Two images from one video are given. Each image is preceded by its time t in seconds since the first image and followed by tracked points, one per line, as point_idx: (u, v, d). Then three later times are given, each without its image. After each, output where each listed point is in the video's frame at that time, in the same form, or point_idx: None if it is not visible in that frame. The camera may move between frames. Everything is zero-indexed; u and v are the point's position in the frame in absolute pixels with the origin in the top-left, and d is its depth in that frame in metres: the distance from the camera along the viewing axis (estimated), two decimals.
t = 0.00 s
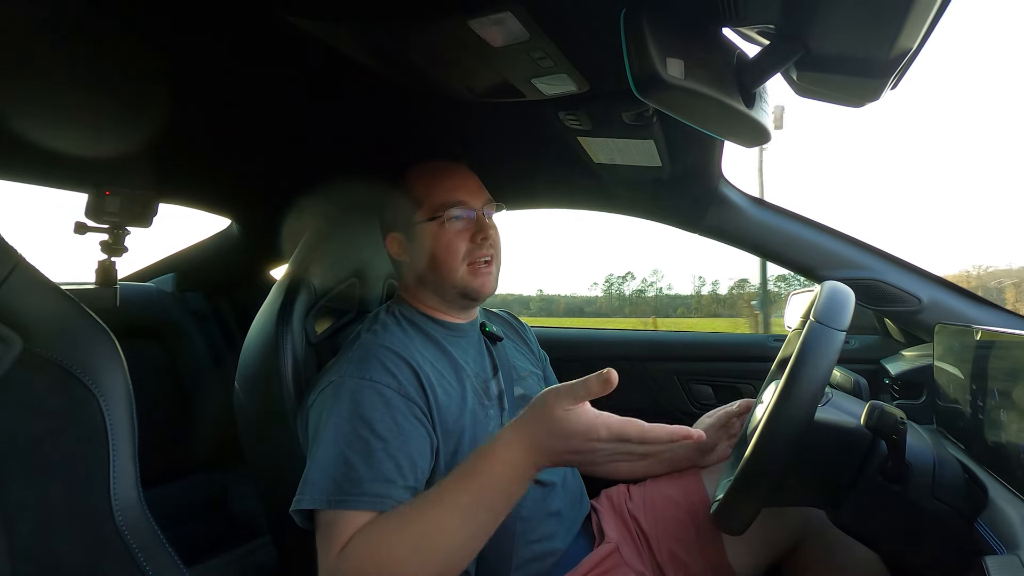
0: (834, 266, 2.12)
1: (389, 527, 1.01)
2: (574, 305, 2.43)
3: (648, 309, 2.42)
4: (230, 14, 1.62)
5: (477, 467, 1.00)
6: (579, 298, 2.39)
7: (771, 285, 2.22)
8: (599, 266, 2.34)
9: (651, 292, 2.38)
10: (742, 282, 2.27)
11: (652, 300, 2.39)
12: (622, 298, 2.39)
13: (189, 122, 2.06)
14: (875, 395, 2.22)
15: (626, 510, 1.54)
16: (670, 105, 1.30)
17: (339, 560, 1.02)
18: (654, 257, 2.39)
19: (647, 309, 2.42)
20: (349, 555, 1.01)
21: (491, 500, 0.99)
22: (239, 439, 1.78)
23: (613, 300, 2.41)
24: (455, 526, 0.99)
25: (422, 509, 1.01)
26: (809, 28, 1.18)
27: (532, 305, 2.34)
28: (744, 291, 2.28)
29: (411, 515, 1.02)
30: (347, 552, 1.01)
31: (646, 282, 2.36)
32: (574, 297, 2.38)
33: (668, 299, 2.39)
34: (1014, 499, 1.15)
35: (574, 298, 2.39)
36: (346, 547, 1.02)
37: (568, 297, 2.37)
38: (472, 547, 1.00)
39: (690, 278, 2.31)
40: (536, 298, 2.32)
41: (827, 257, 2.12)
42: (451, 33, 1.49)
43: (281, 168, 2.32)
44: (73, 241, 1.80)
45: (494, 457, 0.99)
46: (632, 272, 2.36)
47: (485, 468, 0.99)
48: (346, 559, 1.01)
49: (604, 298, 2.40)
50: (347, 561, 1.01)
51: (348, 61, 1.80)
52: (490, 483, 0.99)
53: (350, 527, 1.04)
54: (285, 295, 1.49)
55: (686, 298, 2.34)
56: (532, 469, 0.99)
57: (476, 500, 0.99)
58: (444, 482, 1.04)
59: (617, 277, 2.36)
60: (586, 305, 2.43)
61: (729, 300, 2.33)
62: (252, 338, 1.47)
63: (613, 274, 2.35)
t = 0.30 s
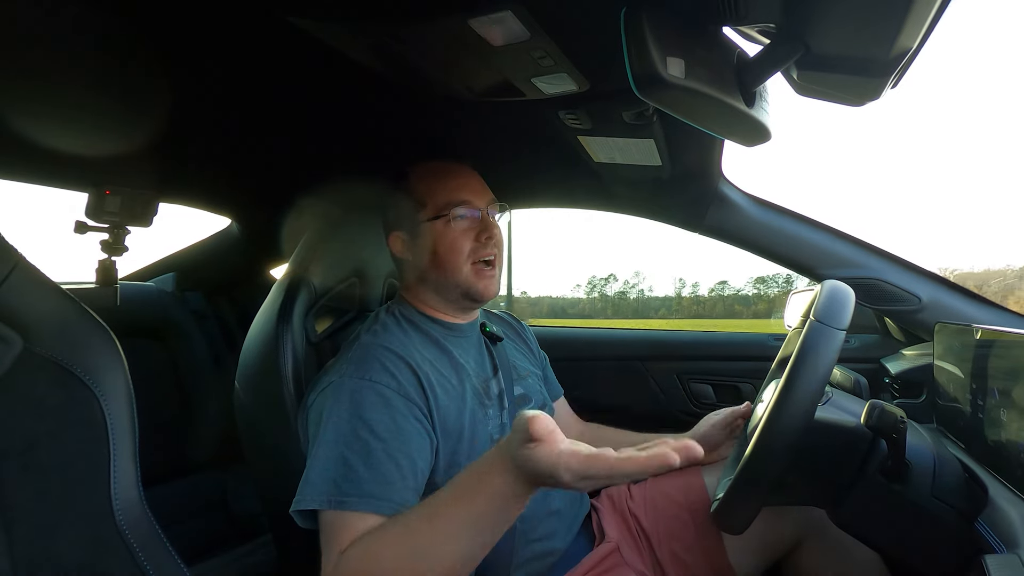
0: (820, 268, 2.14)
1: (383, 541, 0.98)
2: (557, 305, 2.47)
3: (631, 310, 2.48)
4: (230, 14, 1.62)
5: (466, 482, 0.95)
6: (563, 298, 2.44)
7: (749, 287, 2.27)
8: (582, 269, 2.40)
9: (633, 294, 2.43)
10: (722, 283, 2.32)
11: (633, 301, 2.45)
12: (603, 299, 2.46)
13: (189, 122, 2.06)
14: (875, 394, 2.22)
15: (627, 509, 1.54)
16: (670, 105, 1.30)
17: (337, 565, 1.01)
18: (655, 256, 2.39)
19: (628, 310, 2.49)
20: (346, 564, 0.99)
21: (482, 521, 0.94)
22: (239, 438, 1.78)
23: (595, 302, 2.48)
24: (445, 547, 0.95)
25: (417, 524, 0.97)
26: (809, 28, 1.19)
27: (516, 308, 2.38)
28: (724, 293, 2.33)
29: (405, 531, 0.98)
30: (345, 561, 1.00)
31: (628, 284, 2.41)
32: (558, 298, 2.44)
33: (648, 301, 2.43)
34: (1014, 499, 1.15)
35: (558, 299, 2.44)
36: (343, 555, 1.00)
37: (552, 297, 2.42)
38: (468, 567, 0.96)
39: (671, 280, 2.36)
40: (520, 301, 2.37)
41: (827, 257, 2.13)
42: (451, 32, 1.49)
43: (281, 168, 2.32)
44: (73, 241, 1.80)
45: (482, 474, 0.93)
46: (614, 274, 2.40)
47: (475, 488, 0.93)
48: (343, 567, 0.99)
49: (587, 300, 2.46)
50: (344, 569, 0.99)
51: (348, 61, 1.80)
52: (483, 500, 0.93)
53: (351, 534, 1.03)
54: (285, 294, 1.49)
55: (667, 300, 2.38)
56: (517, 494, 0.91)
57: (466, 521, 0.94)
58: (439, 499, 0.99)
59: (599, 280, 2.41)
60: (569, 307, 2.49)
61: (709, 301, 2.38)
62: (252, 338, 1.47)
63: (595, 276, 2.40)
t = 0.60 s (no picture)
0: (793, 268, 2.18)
1: (410, 526, 1.02)
2: (541, 306, 2.44)
3: (613, 311, 2.47)
4: (230, 13, 1.62)
5: (497, 462, 1.06)
6: (545, 298, 2.40)
7: (728, 288, 2.29)
8: (566, 269, 2.36)
9: (615, 294, 2.42)
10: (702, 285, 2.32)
11: (614, 302, 2.44)
12: (587, 299, 2.43)
13: (189, 122, 2.06)
14: (875, 394, 2.21)
15: (626, 509, 1.54)
16: (670, 105, 1.30)
17: (353, 562, 1.00)
18: (655, 257, 2.39)
19: (611, 311, 2.47)
20: (367, 556, 1.00)
21: (514, 497, 1.05)
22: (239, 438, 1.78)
23: (578, 302, 2.45)
24: (479, 525, 1.03)
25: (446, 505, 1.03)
26: (809, 28, 1.19)
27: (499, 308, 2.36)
28: (704, 294, 2.34)
29: (434, 512, 1.03)
30: (364, 553, 1.00)
31: (610, 285, 2.40)
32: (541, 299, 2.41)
33: (629, 302, 2.43)
34: (1014, 499, 1.15)
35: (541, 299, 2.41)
36: (363, 547, 1.01)
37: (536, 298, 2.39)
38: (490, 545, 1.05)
39: (653, 280, 2.36)
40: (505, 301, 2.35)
41: (827, 258, 2.13)
42: (451, 32, 1.49)
43: (280, 168, 2.32)
44: (73, 241, 1.80)
45: (516, 453, 1.05)
46: (597, 275, 2.38)
47: (510, 465, 1.04)
48: (362, 561, 1.00)
49: (569, 300, 2.43)
50: (363, 564, 1.00)
51: (348, 61, 1.80)
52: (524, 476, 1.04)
53: (366, 529, 1.04)
54: (285, 295, 1.49)
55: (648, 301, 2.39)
56: (545, 473, 1.06)
57: (499, 499, 1.04)
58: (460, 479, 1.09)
59: (582, 280, 2.38)
60: (552, 308, 2.45)
61: (689, 302, 2.37)
62: (253, 339, 1.47)
63: (578, 277, 2.37)
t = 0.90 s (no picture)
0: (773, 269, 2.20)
1: (406, 530, 1.02)
2: (525, 306, 2.42)
3: (595, 310, 2.47)
4: (230, 13, 1.62)
5: (497, 468, 1.06)
6: (529, 298, 2.38)
7: (709, 288, 2.32)
8: (549, 269, 2.35)
9: (598, 294, 2.44)
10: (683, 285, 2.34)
11: (596, 302, 2.46)
12: (570, 299, 2.43)
13: (189, 122, 2.06)
14: (875, 394, 2.21)
15: (626, 509, 1.54)
16: (670, 105, 1.30)
17: (348, 563, 1.00)
18: (654, 256, 2.39)
19: (594, 311, 2.47)
20: (362, 558, 0.99)
21: (512, 506, 1.04)
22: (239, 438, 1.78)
23: (562, 302, 2.45)
24: (475, 532, 1.03)
25: (443, 509, 1.03)
26: (809, 28, 1.19)
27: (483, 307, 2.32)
28: (685, 295, 2.36)
29: (431, 516, 1.03)
30: (359, 554, 1.00)
31: (593, 286, 2.41)
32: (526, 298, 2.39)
33: (611, 302, 2.45)
34: (1014, 499, 1.15)
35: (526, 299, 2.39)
36: (357, 548, 1.01)
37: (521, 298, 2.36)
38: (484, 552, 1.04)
39: (635, 281, 2.38)
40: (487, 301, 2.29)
41: (827, 257, 2.13)
42: (451, 32, 1.49)
43: (280, 168, 2.32)
44: (73, 241, 1.80)
45: (516, 461, 1.05)
46: (580, 275, 2.39)
47: (510, 472, 1.04)
48: (356, 562, 1.00)
49: (553, 300, 2.43)
50: (357, 564, 1.00)
51: (348, 61, 1.80)
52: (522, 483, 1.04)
53: (361, 531, 1.03)
54: (285, 294, 1.49)
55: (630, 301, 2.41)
56: (545, 482, 1.05)
57: (497, 504, 1.04)
58: (458, 485, 1.09)
59: (566, 280, 2.39)
60: (536, 307, 2.44)
61: (670, 302, 2.39)
62: (252, 338, 1.47)
63: (562, 277, 2.37)
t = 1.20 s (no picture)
0: (754, 268, 2.24)
1: (404, 531, 1.02)
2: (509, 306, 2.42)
3: (578, 310, 2.51)
4: (229, 13, 1.62)
5: (495, 468, 1.06)
6: (515, 298, 2.38)
7: (689, 288, 2.37)
8: (534, 269, 2.36)
9: (580, 294, 2.47)
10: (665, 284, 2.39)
11: (579, 301, 2.49)
12: (554, 299, 2.47)
13: (189, 123, 2.06)
14: (875, 394, 2.21)
15: (626, 509, 1.54)
16: (670, 105, 1.30)
17: (348, 564, 1.00)
18: (654, 256, 2.40)
19: (576, 309, 2.51)
20: (362, 559, 0.99)
21: (509, 505, 1.04)
22: (239, 438, 1.78)
23: (545, 301, 2.48)
24: (474, 532, 1.02)
25: (442, 510, 1.03)
26: (809, 28, 1.19)
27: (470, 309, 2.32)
28: (666, 294, 2.41)
29: (430, 517, 1.03)
30: (358, 556, 1.00)
31: (576, 285, 2.43)
32: (511, 298, 2.39)
33: (594, 301, 2.48)
34: (1014, 499, 1.15)
35: (511, 299, 2.38)
36: (357, 549, 1.01)
37: (507, 298, 2.36)
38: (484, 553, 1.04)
39: (618, 280, 2.41)
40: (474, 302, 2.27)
41: (827, 257, 2.13)
42: (451, 32, 1.49)
43: (281, 168, 2.32)
44: (72, 242, 1.80)
45: (516, 462, 1.04)
46: (564, 275, 2.41)
47: (508, 472, 1.04)
48: (355, 563, 1.00)
49: (537, 299, 2.45)
50: (356, 565, 0.99)
51: (348, 61, 1.80)
52: (522, 484, 1.04)
53: (360, 532, 1.03)
54: (285, 295, 1.49)
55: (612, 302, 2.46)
56: (544, 481, 1.05)
57: (496, 504, 1.04)
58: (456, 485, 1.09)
59: (551, 279, 2.40)
60: (520, 306, 2.45)
61: (652, 301, 2.44)
62: (252, 338, 1.47)
63: (547, 276, 2.38)
